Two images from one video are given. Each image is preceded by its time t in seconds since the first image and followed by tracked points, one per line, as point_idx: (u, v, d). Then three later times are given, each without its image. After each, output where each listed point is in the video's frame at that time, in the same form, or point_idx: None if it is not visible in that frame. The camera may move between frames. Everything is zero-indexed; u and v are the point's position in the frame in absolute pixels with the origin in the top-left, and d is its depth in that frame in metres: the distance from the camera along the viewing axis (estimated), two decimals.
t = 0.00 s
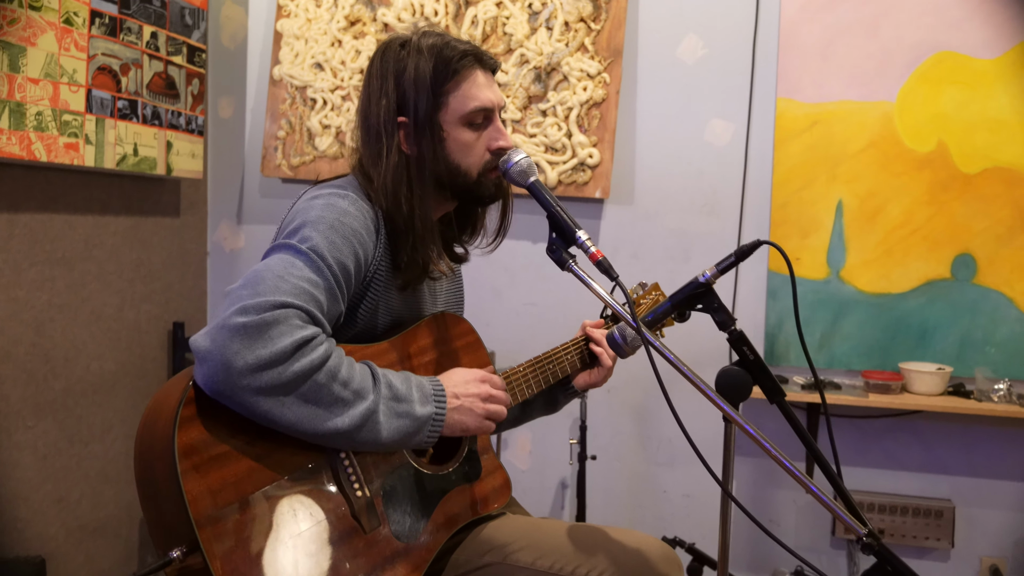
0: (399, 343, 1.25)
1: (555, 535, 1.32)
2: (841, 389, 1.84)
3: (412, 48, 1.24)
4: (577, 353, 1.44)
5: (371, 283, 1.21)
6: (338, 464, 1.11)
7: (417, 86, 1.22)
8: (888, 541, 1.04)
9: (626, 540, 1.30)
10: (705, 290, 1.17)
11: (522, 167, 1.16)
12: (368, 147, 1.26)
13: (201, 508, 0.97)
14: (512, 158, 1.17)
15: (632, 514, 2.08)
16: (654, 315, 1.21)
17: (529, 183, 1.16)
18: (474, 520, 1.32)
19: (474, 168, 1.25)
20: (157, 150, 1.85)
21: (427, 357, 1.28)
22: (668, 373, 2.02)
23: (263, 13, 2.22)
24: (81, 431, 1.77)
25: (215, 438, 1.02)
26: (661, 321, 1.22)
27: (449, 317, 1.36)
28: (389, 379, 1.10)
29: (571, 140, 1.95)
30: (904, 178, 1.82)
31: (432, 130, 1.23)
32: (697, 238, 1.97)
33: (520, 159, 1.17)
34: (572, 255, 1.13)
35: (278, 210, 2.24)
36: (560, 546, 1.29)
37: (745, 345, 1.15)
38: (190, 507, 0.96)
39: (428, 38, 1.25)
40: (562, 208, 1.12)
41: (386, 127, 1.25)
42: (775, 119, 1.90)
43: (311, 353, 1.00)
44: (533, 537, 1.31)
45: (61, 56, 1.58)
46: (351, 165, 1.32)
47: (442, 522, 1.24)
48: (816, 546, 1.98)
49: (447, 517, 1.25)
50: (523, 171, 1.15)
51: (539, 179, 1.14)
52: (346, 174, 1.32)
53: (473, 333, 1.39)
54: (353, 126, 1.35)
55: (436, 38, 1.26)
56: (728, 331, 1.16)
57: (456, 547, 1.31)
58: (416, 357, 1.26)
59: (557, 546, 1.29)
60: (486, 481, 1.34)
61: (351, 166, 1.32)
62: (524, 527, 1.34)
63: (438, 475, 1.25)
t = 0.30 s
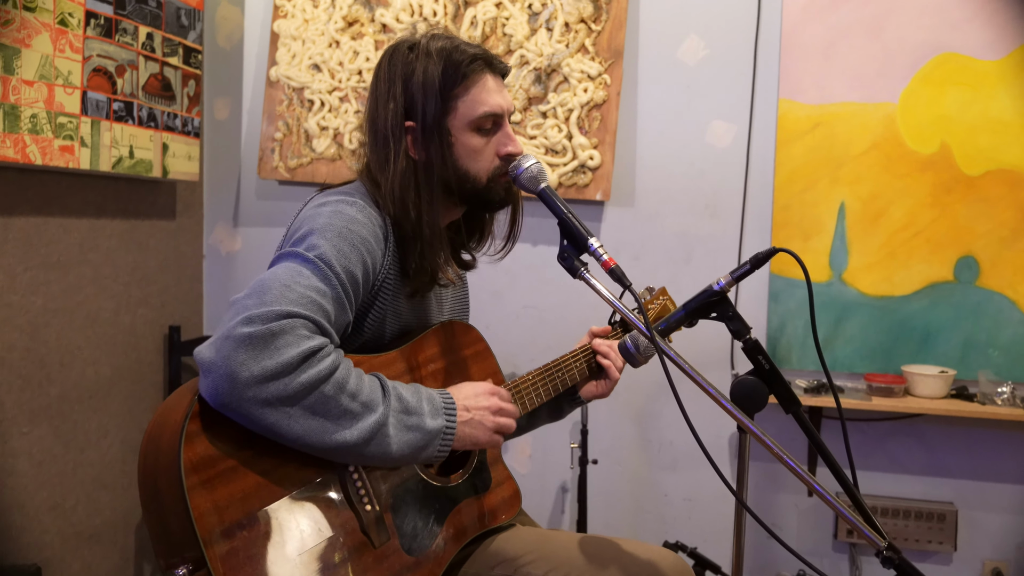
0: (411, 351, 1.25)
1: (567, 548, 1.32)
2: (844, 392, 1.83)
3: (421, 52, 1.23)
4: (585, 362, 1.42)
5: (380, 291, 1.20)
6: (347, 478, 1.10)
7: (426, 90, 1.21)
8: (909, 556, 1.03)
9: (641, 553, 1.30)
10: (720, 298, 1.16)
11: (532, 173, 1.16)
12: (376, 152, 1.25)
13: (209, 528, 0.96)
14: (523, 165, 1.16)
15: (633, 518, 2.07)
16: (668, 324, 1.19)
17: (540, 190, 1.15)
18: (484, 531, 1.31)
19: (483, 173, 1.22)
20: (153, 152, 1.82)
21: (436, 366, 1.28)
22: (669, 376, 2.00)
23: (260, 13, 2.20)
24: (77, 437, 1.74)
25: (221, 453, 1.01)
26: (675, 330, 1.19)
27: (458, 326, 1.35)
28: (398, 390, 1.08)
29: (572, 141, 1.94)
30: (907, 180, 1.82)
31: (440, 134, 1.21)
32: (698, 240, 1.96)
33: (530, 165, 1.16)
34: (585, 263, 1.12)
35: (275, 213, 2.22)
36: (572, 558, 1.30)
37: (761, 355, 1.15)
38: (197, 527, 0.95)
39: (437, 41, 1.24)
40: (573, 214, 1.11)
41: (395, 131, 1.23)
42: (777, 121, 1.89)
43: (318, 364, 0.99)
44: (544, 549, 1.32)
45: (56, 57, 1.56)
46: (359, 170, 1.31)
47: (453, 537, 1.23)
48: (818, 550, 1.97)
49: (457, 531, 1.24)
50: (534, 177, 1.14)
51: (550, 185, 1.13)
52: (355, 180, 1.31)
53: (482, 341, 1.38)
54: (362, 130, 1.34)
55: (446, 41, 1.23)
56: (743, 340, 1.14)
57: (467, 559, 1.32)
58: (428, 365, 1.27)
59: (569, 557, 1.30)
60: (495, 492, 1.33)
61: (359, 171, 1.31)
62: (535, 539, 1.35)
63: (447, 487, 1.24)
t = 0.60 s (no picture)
0: (416, 357, 1.24)
1: (573, 553, 1.29)
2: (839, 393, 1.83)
3: (424, 57, 1.22)
4: (585, 367, 1.42)
5: (386, 298, 1.20)
6: (355, 488, 1.08)
7: (430, 95, 1.20)
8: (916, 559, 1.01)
9: (646, 557, 1.27)
10: (725, 303, 1.15)
11: (537, 178, 1.15)
12: (380, 158, 1.24)
13: (219, 536, 0.95)
14: (528, 169, 1.15)
15: (629, 520, 2.07)
16: (674, 328, 1.18)
17: (545, 196, 1.14)
18: (490, 537, 1.32)
19: (487, 179, 1.22)
20: (147, 154, 1.81)
21: (442, 371, 1.28)
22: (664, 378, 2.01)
23: (253, 14, 2.19)
24: (70, 442, 1.73)
25: (229, 461, 1.00)
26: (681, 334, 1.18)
27: (462, 330, 1.35)
28: (406, 400, 1.07)
29: (567, 143, 1.93)
30: (901, 182, 1.83)
31: (445, 140, 1.20)
32: (694, 242, 1.97)
33: (534, 170, 1.15)
34: (590, 268, 1.11)
35: (269, 215, 2.21)
36: (578, 564, 1.27)
37: (766, 359, 1.14)
38: (207, 536, 0.94)
39: (441, 46, 1.23)
40: (578, 219, 1.10)
41: (398, 137, 1.22)
42: (772, 123, 1.90)
43: (326, 373, 0.98)
44: (550, 555, 1.29)
45: (49, 59, 1.54)
46: (363, 176, 1.31)
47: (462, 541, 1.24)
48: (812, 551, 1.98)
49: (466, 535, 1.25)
50: (538, 182, 1.13)
51: (555, 191, 1.13)
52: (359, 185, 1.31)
53: (486, 346, 1.38)
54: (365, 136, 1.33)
55: (449, 46, 1.23)
56: (749, 345, 1.15)
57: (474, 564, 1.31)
58: (434, 371, 1.27)
59: (574, 564, 1.27)
60: (499, 500, 1.34)
61: (363, 177, 1.30)
62: (542, 544, 1.32)
63: (454, 492, 1.25)
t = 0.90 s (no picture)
0: (433, 355, 1.25)
1: (586, 545, 1.31)
2: (829, 390, 1.86)
3: (440, 59, 1.24)
4: (594, 361, 1.44)
5: (402, 296, 1.20)
6: (375, 481, 1.09)
7: (446, 98, 1.22)
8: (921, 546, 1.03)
9: (656, 547, 1.29)
10: (734, 300, 1.17)
11: (550, 177, 1.16)
12: (395, 160, 1.25)
13: (246, 528, 0.94)
14: (541, 169, 1.16)
15: (623, 517, 2.09)
16: (687, 322, 1.17)
17: (558, 194, 1.15)
18: (503, 530, 1.33)
19: (502, 180, 1.24)
20: (142, 153, 1.81)
21: (456, 368, 1.28)
22: (658, 376, 2.03)
23: (247, 14, 2.19)
24: (66, 441, 1.73)
25: (255, 456, 1.00)
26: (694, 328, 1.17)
27: (475, 328, 1.37)
28: (426, 391, 1.06)
29: (561, 144, 1.95)
30: (891, 183, 1.87)
31: (460, 142, 1.22)
32: (686, 242, 1.99)
33: (548, 170, 1.16)
34: (603, 265, 1.12)
35: (262, 214, 2.21)
36: (591, 556, 1.29)
37: (774, 354, 1.17)
38: (234, 527, 0.93)
39: (456, 49, 1.25)
40: (590, 218, 1.12)
41: (414, 138, 1.24)
42: (763, 125, 1.93)
43: (350, 367, 0.97)
44: (563, 547, 1.32)
45: (47, 58, 1.55)
46: (376, 176, 1.31)
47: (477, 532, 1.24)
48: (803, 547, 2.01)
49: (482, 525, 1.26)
50: (551, 182, 1.15)
51: (568, 191, 1.14)
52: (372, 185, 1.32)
53: (497, 344, 1.41)
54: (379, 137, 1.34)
55: (465, 50, 1.25)
56: (756, 341, 1.17)
57: (487, 558, 1.30)
58: (448, 368, 1.27)
59: (588, 554, 1.29)
60: (513, 493, 1.36)
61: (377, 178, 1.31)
62: (555, 536, 1.35)
63: (470, 486, 1.26)
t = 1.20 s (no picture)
0: (452, 348, 1.28)
1: (596, 531, 1.33)
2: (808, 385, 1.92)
3: (457, 63, 1.26)
4: (598, 357, 1.46)
5: (420, 292, 1.21)
6: (398, 466, 1.10)
7: (464, 102, 1.24)
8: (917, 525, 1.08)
9: (661, 532, 1.32)
10: (737, 294, 1.21)
11: (560, 177, 1.19)
12: (413, 162, 1.27)
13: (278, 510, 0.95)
14: (551, 169, 1.19)
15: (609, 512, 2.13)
16: (690, 316, 1.25)
17: (566, 193, 1.18)
18: (516, 518, 1.33)
19: (516, 181, 1.26)
20: (132, 153, 1.81)
21: (471, 360, 1.30)
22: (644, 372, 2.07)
23: (234, 14, 2.19)
24: (55, 441, 1.74)
25: (287, 442, 1.02)
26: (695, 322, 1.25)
27: (487, 323, 1.38)
28: (446, 383, 1.09)
29: (548, 145, 1.98)
30: (869, 184, 1.93)
31: (478, 147, 1.24)
32: (670, 241, 2.03)
33: (557, 170, 1.19)
34: (611, 262, 1.16)
35: (249, 214, 2.21)
36: (602, 540, 1.31)
37: (775, 346, 1.20)
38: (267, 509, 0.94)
39: (474, 54, 1.27)
40: (599, 217, 1.15)
41: (434, 140, 1.25)
42: (746, 127, 1.98)
43: (384, 359, 1.00)
44: (575, 533, 1.33)
45: (41, 57, 1.55)
46: (392, 176, 1.32)
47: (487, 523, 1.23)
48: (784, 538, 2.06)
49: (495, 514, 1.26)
50: (561, 181, 1.18)
51: (577, 190, 1.17)
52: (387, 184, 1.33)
53: (509, 337, 1.42)
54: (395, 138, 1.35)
55: (482, 54, 1.27)
56: (759, 334, 1.21)
57: (498, 545, 1.31)
58: (467, 359, 1.30)
59: (598, 540, 1.31)
60: (526, 480, 1.36)
61: (393, 177, 1.31)
62: (565, 523, 1.36)
63: (484, 475, 1.26)
